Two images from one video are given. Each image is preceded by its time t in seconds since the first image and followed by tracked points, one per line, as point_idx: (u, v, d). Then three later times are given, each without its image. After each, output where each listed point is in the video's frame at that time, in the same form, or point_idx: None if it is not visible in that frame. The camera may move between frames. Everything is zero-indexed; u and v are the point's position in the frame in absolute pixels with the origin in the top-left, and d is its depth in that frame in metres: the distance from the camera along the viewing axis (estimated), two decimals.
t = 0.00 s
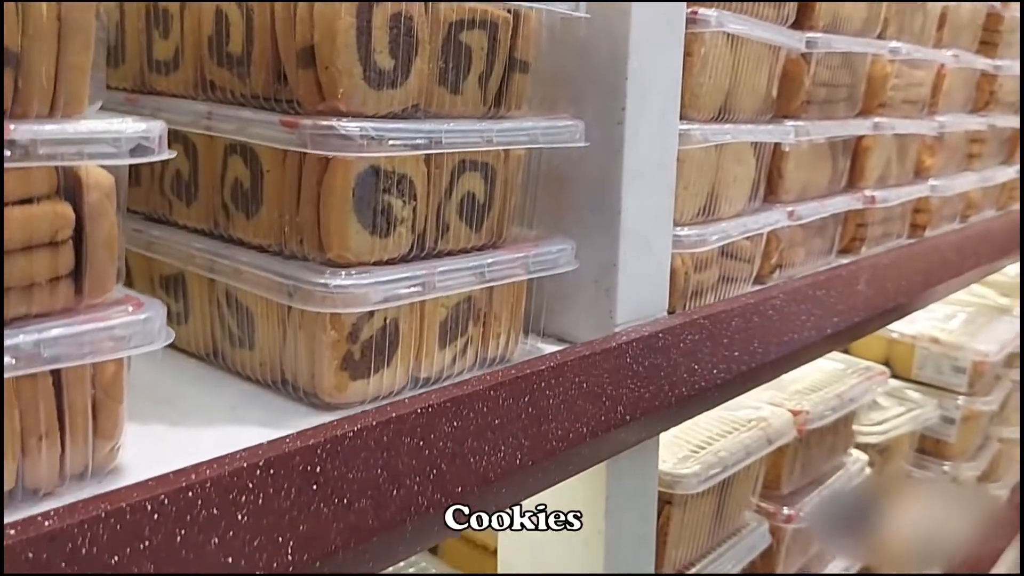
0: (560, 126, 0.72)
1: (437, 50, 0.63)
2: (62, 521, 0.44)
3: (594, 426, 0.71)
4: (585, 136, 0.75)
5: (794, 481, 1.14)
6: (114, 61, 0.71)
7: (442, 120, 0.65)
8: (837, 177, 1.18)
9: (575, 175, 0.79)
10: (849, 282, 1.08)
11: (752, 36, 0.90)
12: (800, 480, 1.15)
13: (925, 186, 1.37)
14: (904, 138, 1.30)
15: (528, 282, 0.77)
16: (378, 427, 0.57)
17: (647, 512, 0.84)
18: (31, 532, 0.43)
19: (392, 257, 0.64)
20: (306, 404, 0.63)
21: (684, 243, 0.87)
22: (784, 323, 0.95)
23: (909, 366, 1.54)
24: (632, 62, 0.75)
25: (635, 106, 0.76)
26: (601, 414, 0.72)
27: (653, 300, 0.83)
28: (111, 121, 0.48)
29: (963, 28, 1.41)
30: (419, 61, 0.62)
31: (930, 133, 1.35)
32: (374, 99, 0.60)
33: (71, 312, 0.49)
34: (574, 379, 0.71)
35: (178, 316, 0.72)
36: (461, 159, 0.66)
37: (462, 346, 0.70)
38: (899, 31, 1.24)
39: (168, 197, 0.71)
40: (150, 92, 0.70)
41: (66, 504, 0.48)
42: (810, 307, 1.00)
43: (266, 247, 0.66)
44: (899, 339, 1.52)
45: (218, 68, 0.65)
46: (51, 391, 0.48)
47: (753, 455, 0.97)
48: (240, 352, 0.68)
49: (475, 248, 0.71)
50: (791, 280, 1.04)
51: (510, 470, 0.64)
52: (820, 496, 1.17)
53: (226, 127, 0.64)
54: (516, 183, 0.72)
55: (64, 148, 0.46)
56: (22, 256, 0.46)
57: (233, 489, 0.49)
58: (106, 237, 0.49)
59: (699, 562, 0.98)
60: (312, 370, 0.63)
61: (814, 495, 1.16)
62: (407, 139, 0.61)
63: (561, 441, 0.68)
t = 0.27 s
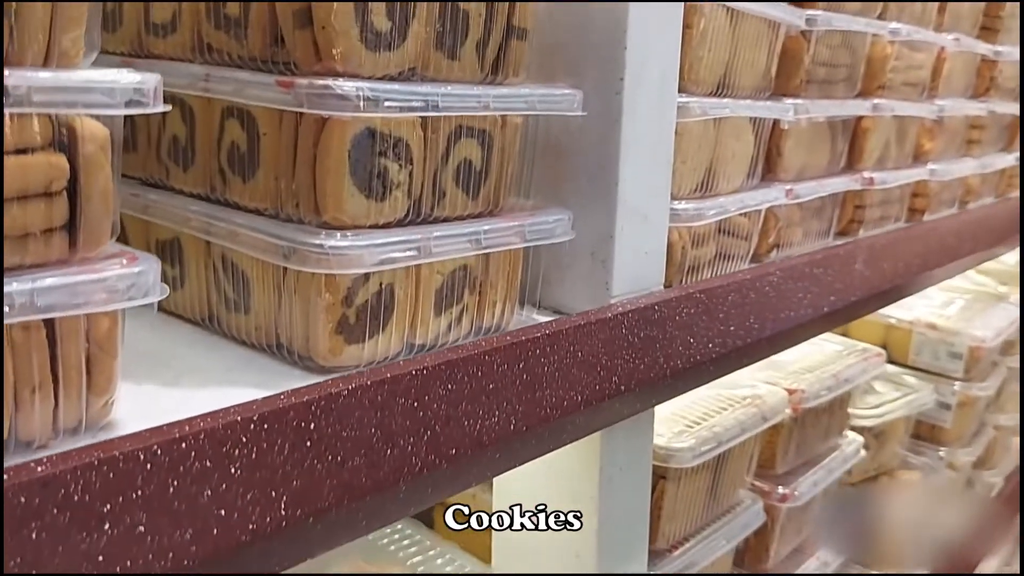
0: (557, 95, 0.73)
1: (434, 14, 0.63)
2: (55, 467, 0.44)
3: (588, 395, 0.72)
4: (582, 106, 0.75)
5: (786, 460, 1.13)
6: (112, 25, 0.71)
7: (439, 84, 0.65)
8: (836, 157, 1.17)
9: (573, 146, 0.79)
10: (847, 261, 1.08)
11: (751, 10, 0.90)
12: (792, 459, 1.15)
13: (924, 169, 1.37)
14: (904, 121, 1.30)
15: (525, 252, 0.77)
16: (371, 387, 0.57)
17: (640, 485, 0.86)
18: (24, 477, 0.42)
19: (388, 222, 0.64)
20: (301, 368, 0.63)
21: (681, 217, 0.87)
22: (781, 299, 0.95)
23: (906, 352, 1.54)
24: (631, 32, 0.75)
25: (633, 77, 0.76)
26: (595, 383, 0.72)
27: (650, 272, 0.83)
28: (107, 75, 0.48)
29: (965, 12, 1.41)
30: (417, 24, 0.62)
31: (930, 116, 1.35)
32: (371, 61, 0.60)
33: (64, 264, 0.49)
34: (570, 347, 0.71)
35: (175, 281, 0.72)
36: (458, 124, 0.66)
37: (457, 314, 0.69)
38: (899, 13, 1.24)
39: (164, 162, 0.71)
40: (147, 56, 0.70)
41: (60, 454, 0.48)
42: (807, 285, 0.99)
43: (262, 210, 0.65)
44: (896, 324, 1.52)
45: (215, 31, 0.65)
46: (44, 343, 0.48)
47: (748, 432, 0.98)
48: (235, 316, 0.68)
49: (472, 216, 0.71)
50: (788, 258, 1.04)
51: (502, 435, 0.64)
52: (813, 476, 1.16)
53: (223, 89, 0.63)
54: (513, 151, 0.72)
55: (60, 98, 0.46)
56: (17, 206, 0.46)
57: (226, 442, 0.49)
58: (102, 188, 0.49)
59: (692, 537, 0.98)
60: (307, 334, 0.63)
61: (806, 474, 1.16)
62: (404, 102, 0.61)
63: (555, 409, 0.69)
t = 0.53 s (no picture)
0: (553, 74, 0.73)
1: None
2: (48, 428, 0.44)
3: (582, 373, 0.72)
4: (577, 86, 0.75)
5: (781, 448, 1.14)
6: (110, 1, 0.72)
7: (435, 60, 0.65)
8: (833, 146, 1.18)
9: (569, 127, 0.79)
10: (841, 249, 1.08)
11: None
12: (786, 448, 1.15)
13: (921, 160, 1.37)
14: (901, 112, 1.30)
15: (520, 231, 0.77)
16: (365, 359, 0.57)
17: (635, 466, 0.87)
18: (18, 438, 0.42)
19: (383, 197, 0.64)
20: (296, 342, 0.64)
21: (676, 199, 0.87)
22: (775, 285, 0.95)
23: (902, 343, 1.54)
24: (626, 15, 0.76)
25: (629, 58, 0.77)
26: (588, 361, 0.73)
27: (645, 254, 0.83)
28: (102, 42, 0.49)
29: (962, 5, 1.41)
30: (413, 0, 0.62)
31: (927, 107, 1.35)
32: (367, 36, 0.61)
33: (60, 229, 0.49)
34: (564, 325, 0.71)
35: (170, 257, 0.73)
36: (453, 101, 0.66)
37: (452, 292, 0.69)
38: (896, 3, 1.25)
39: (161, 138, 0.72)
40: (145, 32, 0.71)
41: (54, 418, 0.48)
42: (802, 272, 1.00)
43: (258, 185, 0.66)
44: (892, 316, 1.54)
45: (213, 7, 0.66)
46: (39, 308, 0.48)
47: (741, 417, 0.98)
48: (231, 291, 0.69)
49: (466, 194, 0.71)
50: (783, 245, 1.04)
51: (495, 409, 0.64)
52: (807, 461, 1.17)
53: (219, 63, 0.64)
54: (508, 130, 0.72)
55: (55, 63, 0.46)
56: (13, 170, 0.46)
57: (219, 409, 0.49)
58: (98, 154, 0.49)
59: (685, 520, 0.99)
60: (302, 308, 0.63)
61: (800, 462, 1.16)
62: (400, 77, 0.61)
63: (548, 385, 0.69)
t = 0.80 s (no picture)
0: (550, 47, 0.73)
1: None
2: (41, 374, 0.44)
3: (575, 345, 0.72)
4: (574, 60, 0.75)
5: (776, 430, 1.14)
6: None
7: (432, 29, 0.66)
8: (831, 131, 1.18)
9: (566, 102, 0.80)
10: (838, 234, 1.09)
11: None
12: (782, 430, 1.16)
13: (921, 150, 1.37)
14: (900, 100, 1.30)
15: (515, 205, 0.77)
16: (358, 321, 0.57)
17: (628, 443, 0.87)
18: (10, 382, 0.43)
19: (378, 165, 0.65)
20: (290, 307, 0.64)
21: (672, 177, 0.88)
22: (771, 266, 0.96)
23: (899, 333, 1.55)
24: None
25: (626, 34, 0.77)
26: (582, 334, 0.73)
27: (640, 231, 0.83)
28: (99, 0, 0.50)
29: None
30: None
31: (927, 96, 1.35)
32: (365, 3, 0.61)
33: (55, 184, 0.50)
34: (558, 297, 0.71)
35: (167, 225, 0.73)
36: (450, 70, 0.66)
37: (446, 263, 0.69)
38: None
39: (160, 106, 0.72)
40: None
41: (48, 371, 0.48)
42: (798, 254, 1.00)
43: (255, 152, 0.66)
44: (891, 306, 1.54)
45: None
46: (34, 263, 0.48)
47: (735, 397, 0.98)
48: (227, 257, 0.69)
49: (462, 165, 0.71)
50: (780, 228, 1.05)
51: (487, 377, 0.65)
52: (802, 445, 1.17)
53: (217, 28, 0.65)
54: (505, 102, 0.73)
55: (52, 18, 0.47)
56: (10, 123, 0.47)
57: (212, 363, 0.50)
58: (95, 111, 0.50)
59: (678, 499, 1.00)
60: (297, 274, 0.63)
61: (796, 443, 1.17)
62: (396, 44, 0.62)
63: (541, 356, 0.69)
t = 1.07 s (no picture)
0: (550, 21, 0.74)
1: None
2: (46, 326, 0.45)
3: (574, 317, 0.73)
4: (575, 34, 0.76)
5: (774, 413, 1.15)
6: None
7: None
8: (831, 115, 1.18)
9: (566, 78, 0.80)
10: (838, 216, 1.09)
11: None
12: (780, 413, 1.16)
13: (921, 136, 1.38)
14: (900, 86, 1.31)
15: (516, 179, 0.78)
16: (359, 285, 0.58)
17: (628, 419, 0.87)
18: (16, 332, 0.43)
19: (379, 134, 0.65)
20: (291, 275, 0.64)
21: (672, 154, 0.88)
22: (770, 246, 0.96)
23: (899, 321, 1.55)
24: None
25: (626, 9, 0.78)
26: (581, 306, 0.74)
27: (640, 207, 0.84)
28: None
29: None
30: None
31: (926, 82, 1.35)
32: None
33: (60, 143, 0.50)
34: (558, 269, 0.72)
35: (170, 197, 0.74)
36: (450, 41, 0.67)
37: (446, 236, 0.69)
38: None
39: (163, 79, 0.73)
40: None
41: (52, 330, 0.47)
42: (798, 235, 1.01)
43: (258, 121, 0.67)
44: (890, 294, 1.54)
45: None
46: (39, 222, 0.49)
47: (735, 376, 0.99)
48: (229, 228, 0.69)
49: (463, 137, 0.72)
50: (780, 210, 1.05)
51: (487, 344, 0.65)
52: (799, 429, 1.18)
53: None
54: (505, 76, 0.73)
55: None
56: (16, 80, 0.47)
57: (214, 321, 0.50)
58: (100, 70, 0.51)
59: (677, 476, 1.01)
60: (298, 242, 0.63)
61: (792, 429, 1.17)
62: (397, 13, 0.63)
63: (540, 326, 0.70)
